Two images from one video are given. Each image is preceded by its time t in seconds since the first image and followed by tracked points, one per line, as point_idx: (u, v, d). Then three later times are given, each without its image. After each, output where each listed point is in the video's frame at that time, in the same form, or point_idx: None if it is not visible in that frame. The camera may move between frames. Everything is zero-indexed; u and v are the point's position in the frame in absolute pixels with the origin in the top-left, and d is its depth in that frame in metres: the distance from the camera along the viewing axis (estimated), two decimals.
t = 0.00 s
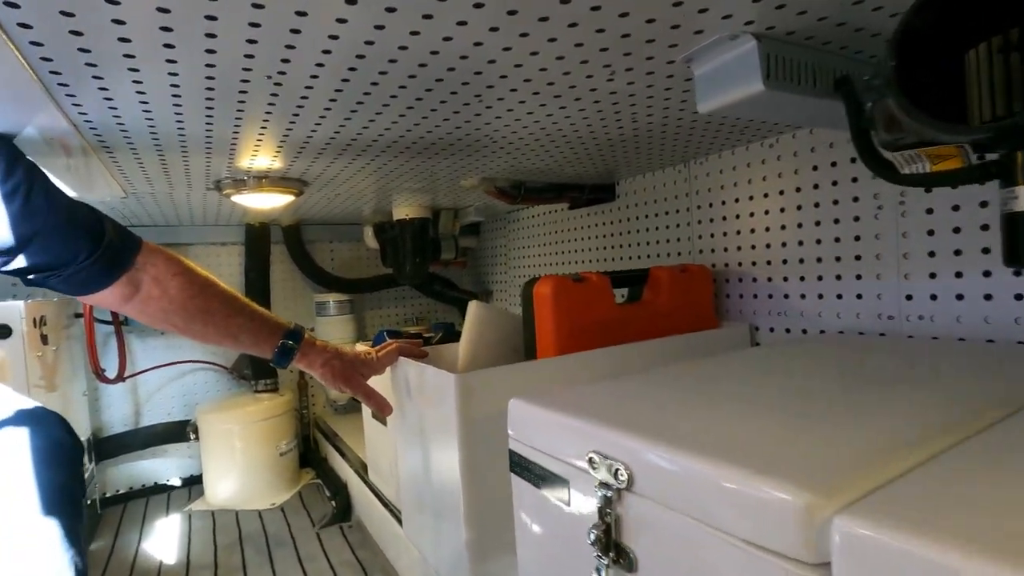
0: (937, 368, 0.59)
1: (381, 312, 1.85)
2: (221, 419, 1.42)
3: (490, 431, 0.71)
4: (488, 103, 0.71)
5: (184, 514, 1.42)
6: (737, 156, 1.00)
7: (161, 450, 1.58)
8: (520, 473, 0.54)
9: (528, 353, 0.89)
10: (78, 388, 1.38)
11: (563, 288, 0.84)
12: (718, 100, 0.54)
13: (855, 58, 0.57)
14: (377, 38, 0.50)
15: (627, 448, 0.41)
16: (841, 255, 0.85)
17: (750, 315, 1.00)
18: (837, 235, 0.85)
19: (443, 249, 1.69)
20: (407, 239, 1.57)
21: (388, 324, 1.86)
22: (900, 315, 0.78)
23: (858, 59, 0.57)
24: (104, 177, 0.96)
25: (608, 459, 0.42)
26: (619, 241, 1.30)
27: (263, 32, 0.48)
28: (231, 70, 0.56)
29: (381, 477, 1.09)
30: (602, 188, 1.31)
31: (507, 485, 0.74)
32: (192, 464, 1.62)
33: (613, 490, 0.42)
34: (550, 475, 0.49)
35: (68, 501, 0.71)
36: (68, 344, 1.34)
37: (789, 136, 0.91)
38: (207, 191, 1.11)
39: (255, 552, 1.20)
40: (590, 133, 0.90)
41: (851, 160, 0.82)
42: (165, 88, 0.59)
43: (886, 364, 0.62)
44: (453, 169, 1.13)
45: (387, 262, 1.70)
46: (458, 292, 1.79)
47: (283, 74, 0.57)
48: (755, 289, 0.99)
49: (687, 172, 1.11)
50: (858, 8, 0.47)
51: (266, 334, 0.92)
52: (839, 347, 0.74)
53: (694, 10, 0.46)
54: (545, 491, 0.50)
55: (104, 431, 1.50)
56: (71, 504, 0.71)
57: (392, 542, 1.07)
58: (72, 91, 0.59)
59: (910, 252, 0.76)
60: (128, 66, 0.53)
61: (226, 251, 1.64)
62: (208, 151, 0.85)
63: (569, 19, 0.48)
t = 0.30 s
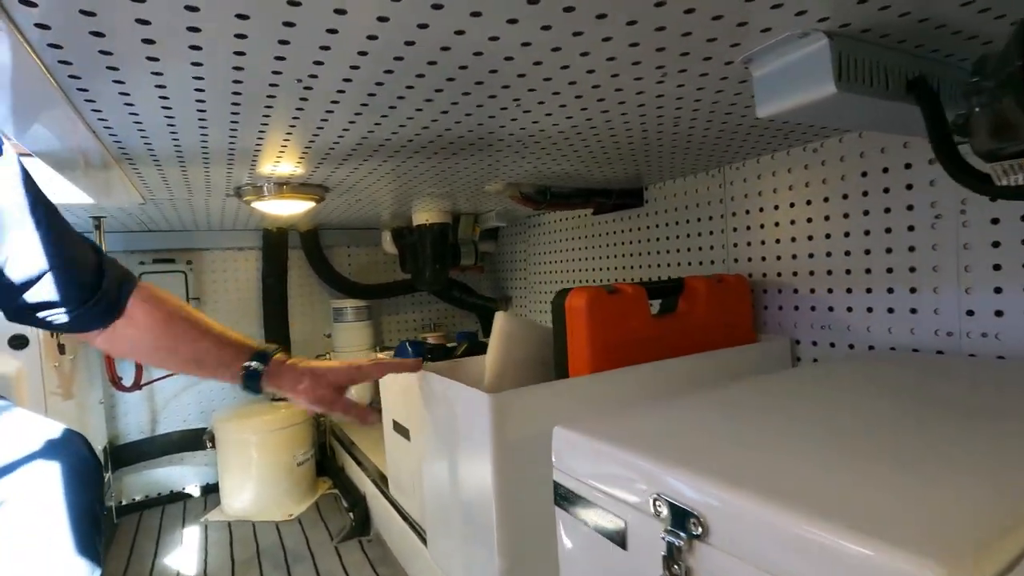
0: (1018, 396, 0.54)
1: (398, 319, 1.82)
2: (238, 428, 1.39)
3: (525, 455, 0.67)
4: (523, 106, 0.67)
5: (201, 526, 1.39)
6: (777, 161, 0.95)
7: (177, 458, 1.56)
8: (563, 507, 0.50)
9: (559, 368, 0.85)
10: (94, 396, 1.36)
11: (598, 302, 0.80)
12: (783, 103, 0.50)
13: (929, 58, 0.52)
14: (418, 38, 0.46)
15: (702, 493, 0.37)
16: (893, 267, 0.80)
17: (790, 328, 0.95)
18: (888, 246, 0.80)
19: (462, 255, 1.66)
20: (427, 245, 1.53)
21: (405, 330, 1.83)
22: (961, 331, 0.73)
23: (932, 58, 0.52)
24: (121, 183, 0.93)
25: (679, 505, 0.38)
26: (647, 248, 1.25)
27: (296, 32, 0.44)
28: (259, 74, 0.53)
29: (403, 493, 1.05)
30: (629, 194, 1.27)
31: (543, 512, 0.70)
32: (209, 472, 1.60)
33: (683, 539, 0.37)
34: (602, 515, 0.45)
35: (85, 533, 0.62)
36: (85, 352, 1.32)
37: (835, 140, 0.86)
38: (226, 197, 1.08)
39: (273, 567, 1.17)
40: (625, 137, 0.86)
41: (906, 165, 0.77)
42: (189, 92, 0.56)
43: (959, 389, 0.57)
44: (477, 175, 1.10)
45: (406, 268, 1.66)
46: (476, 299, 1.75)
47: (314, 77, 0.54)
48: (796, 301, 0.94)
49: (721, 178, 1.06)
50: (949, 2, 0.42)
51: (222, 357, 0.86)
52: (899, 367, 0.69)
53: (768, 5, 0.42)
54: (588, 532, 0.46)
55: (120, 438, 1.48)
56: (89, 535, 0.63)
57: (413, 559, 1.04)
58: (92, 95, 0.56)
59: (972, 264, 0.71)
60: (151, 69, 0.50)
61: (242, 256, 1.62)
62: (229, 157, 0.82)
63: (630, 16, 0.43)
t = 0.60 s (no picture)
0: None
1: (425, 325, 1.81)
2: (269, 434, 1.40)
3: (566, 480, 0.65)
4: (565, 121, 0.65)
5: (232, 531, 1.40)
6: (822, 171, 0.92)
7: (209, 462, 1.58)
8: (611, 540, 0.48)
9: (596, 385, 0.83)
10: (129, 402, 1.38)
11: (638, 318, 0.78)
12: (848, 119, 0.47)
13: (1005, 69, 0.49)
14: (468, 58, 0.45)
15: (779, 549, 0.35)
16: (950, 283, 0.76)
17: (836, 343, 0.91)
18: (945, 261, 0.76)
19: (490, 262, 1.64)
20: (455, 252, 1.52)
21: (432, 336, 1.83)
22: None
23: (1010, 70, 0.49)
24: (159, 196, 0.94)
25: (750, 561, 0.36)
26: (681, 257, 1.22)
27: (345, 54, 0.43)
28: (302, 95, 0.52)
29: (434, 505, 1.04)
30: (663, 201, 1.24)
31: (584, 538, 0.68)
32: (238, 476, 1.61)
33: None
34: (659, 553, 0.43)
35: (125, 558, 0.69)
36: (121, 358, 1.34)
37: (886, 149, 0.82)
38: (259, 208, 1.08)
39: None
40: (664, 148, 0.84)
41: (965, 177, 0.73)
42: (232, 111, 0.56)
43: None
44: (509, 184, 1.08)
45: (434, 275, 1.66)
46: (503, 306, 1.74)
47: (356, 97, 0.53)
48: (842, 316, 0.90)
49: (762, 186, 1.03)
50: None
51: (138, 434, 0.71)
52: (961, 392, 0.65)
53: (839, 19, 0.40)
54: (637, 568, 0.45)
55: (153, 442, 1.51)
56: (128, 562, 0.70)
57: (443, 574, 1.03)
58: (136, 114, 0.56)
59: None
60: (196, 90, 0.50)
61: (271, 263, 1.63)
62: (265, 171, 0.82)
63: (690, 32, 0.41)
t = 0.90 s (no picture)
0: None
1: (458, 318, 1.82)
2: (308, 424, 1.43)
3: (606, 475, 0.63)
4: (604, 103, 0.63)
5: (271, 519, 1.43)
6: (875, 154, 0.87)
7: (249, 451, 1.62)
8: (656, 536, 0.46)
9: (635, 378, 0.81)
10: (174, 391, 1.43)
11: (677, 308, 0.75)
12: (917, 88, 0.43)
13: None
14: (506, 33, 0.43)
15: (845, 548, 0.32)
16: (1019, 270, 0.70)
17: (890, 336, 0.87)
18: (1014, 246, 0.71)
19: (523, 254, 1.63)
20: (488, 245, 1.51)
21: (465, 329, 1.83)
22: None
23: None
24: (199, 189, 0.96)
25: (809, 561, 0.34)
26: (721, 248, 1.18)
27: (379, 33, 0.42)
28: (337, 79, 0.50)
29: (468, 497, 1.04)
30: (702, 190, 1.20)
31: (625, 533, 0.66)
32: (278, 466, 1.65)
33: None
34: (707, 551, 0.40)
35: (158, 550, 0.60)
36: (166, 349, 1.38)
37: (947, 128, 0.77)
38: (295, 200, 1.09)
39: (340, 567, 1.18)
40: (706, 133, 0.80)
41: None
42: (268, 100, 0.55)
43: None
44: (544, 174, 1.06)
45: (467, 268, 1.66)
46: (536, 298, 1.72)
47: (392, 80, 0.51)
48: (897, 307, 0.85)
49: (808, 172, 0.98)
50: None
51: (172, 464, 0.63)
52: None
53: None
54: (683, 567, 0.43)
55: (197, 431, 1.55)
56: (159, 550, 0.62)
57: (478, 566, 1.02)
58: (174, 104, 0.56)
59: None
60: (232, 77, 0.49)
61: (309, 256, 1.66)
62: (302, 162, 0.82)
63: None
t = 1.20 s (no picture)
0: None
1: (496, 317, 1.81)
2: (349, 420, 1.45)
3: (650, 484, 0.61)
4: (649, 99, 0.60)
5: (314, 512, 1.46)
6: (941, 146, 0.81)
7: (293, 446, 1.66)
8: (700, 548, 0.44)
9: (679, 382, 0.78)
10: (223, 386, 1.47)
11: (725, 311, 0.72)
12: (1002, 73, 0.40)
13: None
14: (550, 27, 0.42)
15: None
16: None
17: (956, 341, 0.81)
18: None
19: (562, 253, 1.62)
20: (527, 244, 1.50)
21: (503, 328, 1.82)
22: None
23: None
24: (246, 191, 0.98)
25: None
26: (769, 247, 1.13)
27: (420, 31, 0.41)
28: (378, 79, 0.50)
29: (506, 497, 1.04)
30: (749, 186, 1.16)
31: (668, 543, 0.63)
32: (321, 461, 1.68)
33: None
34: (754, 566, 0.39)
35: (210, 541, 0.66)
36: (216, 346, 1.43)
37: None
38: (338, 201, 1.11)
39: (380, 563, 1.19)
40: (756, 128, 0.77)
41: None
42: (311, 103, 0.55)
43: None
44: (584, 172, 1.05)
45: (506, 266, 1.65)
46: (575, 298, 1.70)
47: (433, 79, 0.51)
48: (964, 310, 0.80)
49: (865, 166, 0.93)
50: None
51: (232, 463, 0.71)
52: None
53: None
54: None
55: (245, 425, 1.60)
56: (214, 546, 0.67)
57: (516, 568, 1.01)
58: (222, 108, 0.57)
59: None
60: (276, 80, 0.49)
61: (351, 255, 1.69)
62: (344, 164, 0.83)
63: None
